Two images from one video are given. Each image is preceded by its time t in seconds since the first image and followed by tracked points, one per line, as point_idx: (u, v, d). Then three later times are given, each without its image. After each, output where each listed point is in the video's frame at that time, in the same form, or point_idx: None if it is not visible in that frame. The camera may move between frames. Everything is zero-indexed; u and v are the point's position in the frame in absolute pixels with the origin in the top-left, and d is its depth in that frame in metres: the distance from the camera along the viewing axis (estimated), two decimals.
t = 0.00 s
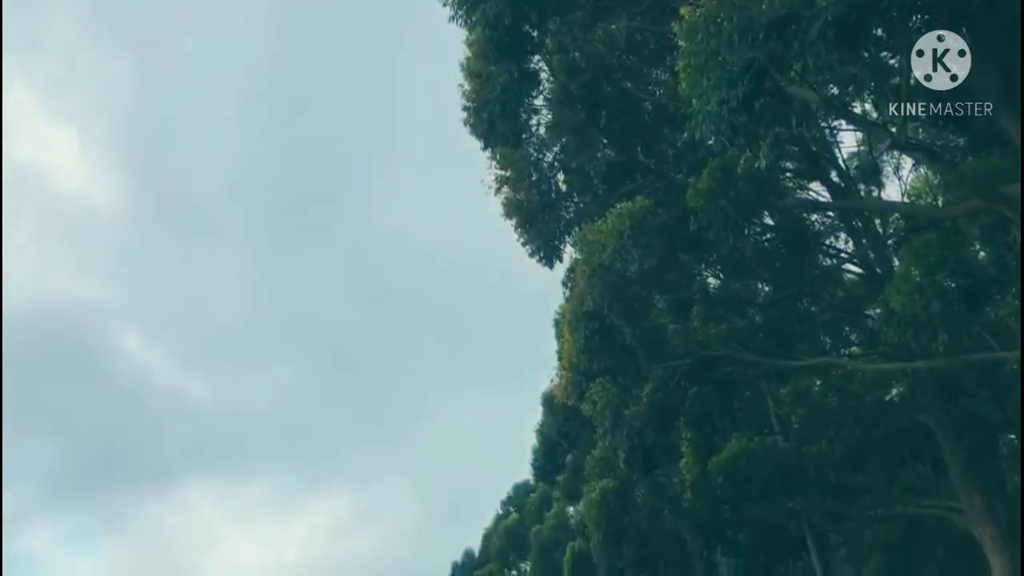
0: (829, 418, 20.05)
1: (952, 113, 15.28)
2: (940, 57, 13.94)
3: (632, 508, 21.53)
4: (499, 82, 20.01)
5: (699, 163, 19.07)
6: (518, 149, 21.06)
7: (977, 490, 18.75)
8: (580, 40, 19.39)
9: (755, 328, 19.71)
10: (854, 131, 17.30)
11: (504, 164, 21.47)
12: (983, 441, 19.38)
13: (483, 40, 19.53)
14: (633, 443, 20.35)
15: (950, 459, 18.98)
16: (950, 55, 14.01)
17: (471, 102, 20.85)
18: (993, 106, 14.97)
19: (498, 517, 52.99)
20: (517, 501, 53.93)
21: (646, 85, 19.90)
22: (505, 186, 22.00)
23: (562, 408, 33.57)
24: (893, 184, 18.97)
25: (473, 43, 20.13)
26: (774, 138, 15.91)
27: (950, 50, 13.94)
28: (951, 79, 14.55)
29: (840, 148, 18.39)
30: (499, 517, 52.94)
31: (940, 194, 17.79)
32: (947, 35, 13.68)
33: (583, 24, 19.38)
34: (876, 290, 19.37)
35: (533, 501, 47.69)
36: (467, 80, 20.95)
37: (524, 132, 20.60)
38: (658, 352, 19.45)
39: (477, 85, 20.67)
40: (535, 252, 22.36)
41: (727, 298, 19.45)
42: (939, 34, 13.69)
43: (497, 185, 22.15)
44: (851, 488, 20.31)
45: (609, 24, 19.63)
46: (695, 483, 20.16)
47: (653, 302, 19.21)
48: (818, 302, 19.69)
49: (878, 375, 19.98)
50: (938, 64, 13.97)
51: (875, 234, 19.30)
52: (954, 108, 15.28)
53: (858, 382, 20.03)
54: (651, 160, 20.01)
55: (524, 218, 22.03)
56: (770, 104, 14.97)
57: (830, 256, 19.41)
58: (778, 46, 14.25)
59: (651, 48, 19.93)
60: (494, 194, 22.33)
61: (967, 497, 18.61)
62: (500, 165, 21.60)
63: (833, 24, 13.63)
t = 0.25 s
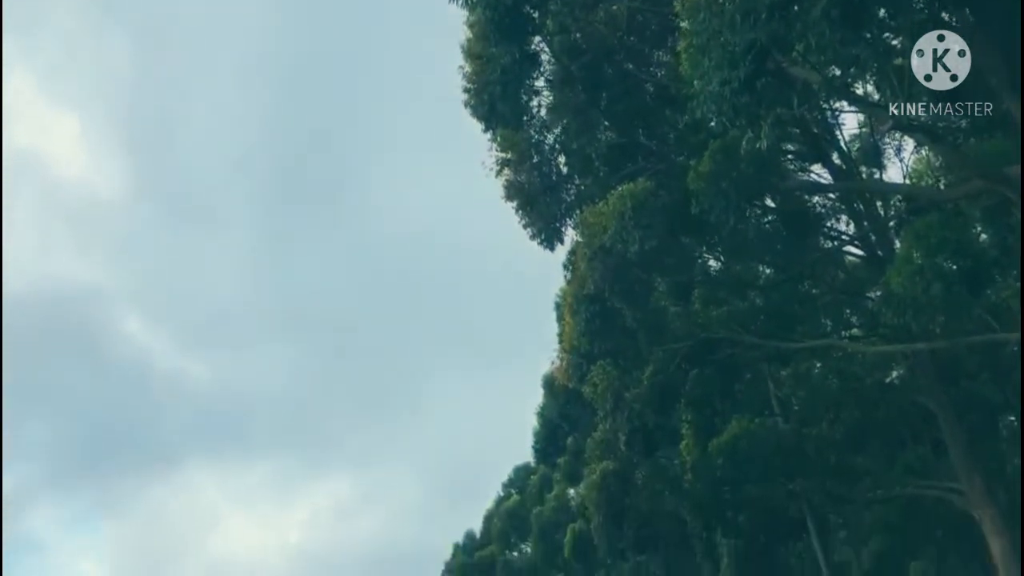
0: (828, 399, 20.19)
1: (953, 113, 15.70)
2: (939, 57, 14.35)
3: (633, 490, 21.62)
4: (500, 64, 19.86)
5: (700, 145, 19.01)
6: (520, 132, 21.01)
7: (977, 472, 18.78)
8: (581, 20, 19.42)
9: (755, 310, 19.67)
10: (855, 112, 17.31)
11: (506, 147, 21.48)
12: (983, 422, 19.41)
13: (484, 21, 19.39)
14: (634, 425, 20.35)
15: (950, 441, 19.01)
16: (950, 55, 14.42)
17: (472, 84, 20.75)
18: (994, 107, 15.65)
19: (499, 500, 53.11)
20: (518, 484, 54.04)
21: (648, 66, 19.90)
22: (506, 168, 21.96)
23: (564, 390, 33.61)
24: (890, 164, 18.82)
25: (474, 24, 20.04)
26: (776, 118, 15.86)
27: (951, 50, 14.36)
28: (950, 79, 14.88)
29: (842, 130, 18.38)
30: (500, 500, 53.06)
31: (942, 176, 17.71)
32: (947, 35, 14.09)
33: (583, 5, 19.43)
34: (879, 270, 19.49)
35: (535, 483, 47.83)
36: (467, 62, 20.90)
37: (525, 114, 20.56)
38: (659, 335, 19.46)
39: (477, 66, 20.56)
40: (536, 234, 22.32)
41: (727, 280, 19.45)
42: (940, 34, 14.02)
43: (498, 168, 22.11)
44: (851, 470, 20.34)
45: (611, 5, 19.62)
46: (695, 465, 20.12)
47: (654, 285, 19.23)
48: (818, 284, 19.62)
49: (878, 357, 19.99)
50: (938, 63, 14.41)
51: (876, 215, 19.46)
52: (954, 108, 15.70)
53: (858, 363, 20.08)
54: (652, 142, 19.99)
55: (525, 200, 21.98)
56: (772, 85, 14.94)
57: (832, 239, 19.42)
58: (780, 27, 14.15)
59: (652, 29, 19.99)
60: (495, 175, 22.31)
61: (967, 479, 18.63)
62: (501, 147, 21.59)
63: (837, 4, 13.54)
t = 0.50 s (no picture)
0: (829, 385, 20.15)
1: (952, 113, 15.78)
2: (939, 57, 14.91)
3: (634, 475, 21.88)
4: (501, 48, 19.83)
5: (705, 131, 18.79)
6: (522, 117, 20.90)
7: (977, 458, 18.81)
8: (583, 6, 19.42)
9: (756, 296, 19.55)
10: (856, 97, 17.27)
11: (507, 132, 21.44)
12: (984, 408, 19.43)
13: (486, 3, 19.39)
14: (635, 411, 20.39)
15: (951, 427, 19.04)
16: (950, 56, 14.93)
17: (473, 68, 20.72)
18: (994, 107, 15.78)
19: (501, 485, 53.19)
20: (519, 469, 54.11)
21: (649, 51, 19.89)
22: (507, 153, 21.89)
23: (566, 375, 33.62)
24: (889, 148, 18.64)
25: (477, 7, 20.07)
26: (779, 103, 15.82)
27: (951, 50, 14.83)
28: (950, 80, 15.27)
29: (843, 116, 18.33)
30: (502, 484, 53.14)
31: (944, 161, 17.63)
32: (946, 35, 14.63)
33: None
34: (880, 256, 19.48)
35: (536, 469, 47.89)
36: (467, 46, 20.90)
37: (526, 99, 20.47)
38: (660, 321, 19.47)
39: (479, 50, 20.58)
40: (538, 220, 22.23)
41: (729, 266, 19.49)
42: (941, 34, 14.58)
43: (500, 153, 22.06)
44: (851, 456, 20.36)
45: None
46: (695, 450, 20.12)
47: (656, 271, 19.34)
48: (819, 270, 19.58)
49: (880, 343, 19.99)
50: (937, 63, 14.95)
51: (877, 201, 19.46)
52: (954, 108, 15.77)
53: (859, 350, 20.05)
54: (654, 128, 19.97)
55: (527, 185, 21.88)
56: (774, 69, 14.91)
57: (833, 224, 19.54)
58: (783, 12, 14.09)
59: (655, 14, 19.98)
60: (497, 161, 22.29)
61: (967, 465, 18.67)
62: (501, 132, 21.49)
63: None
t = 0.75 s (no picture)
0: (830, 370, 20.21)
1: (952, 113, 15.57)
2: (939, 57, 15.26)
3: (636, 460, 21.97)
4: (502, 33, 19.79)
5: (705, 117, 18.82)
6: (523, 102, 20.84)
7: (978, 443, 18.77)
8: None
9: (756, 282, 19.51)
10: (858, 82, 17.23)
11: (507, 119, 21.26)
12: (985, 394, 19.38)
13: None
14: (638, 396, 20.45)
15: (952, 411, 18.99)
16: (950, 56, 15.32)
17: (475, 53, 20.64)
18: (993, 107, 15.70)
19: (503, 470, 53.25)
20: (521, 454, 54.17)
21: (651, 34, 19.74)
22: (509, 139, 21.84)
23: (568, 361, 33.63)
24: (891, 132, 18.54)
25: None
26: (783, 88, 15.77)
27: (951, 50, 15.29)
28: (951, 80, 15.44)
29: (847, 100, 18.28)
30: (504, 469, 53.21)
31: (947, 146, 17.52)
32: (946, 35, 15.17)
33: None
34: (883, 242, 19.48)
35: (539, 455, 47.91)
36: (468, 31, 20.82)
37: (528, 84, 20.47)
38: (661, 307, 19.47)
39: (480, 35, 20.42)
40: (540, 206, 22.19)
41: (732, 252, 19.36)
42: (940, 34, 15.12)
43: (502, 138, 22.01)
44: (853, 441, 20.34)
45: None
46: (697, 436, 20.04)
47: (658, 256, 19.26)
48: (820, 255, 19.49)
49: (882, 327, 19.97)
50: (938, 64, 15.31)
51: (880, 186, 19.44)
52: (954, 108, 15.57)
53: (861, 334, 20.02)
54: (656, 112, 20.06)
55: (529, 170, 21.81)
56: (778, 53, 14.86)
57: (836, 210, 19.41)
58: None
59: None
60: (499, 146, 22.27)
61: (968, 450, 18.60)
62: (502, 118, 21.36)
63: None
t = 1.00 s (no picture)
0: (833, 356, 20.15)
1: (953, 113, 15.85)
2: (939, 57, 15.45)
3: (638, 445, 22.01)
4: (504, 18, 19.75)
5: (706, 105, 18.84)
6: (524, 88, 20.76)
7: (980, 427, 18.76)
8: None
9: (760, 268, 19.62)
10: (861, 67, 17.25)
11: (509, 105, 21.00)
12: (988, 379, 19.36)
13: None
14: (641, 380, 20.55)
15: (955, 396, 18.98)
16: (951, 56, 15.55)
17: (476, 38, 20.59)
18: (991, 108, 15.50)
19: (505, 456, 53.29)
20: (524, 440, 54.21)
21: (654, 19, 19.89)
22: (511, 124, 21.74)
23: (569, 347, 33.61)
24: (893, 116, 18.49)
25: None
26: (786, 72, 15.74)
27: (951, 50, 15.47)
28: (951, 80, 15.70)
29: (850, 84, 18.20)
30: (506, 455, 53.27)
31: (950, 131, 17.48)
32: (947, 36, 15.32)
33: None
34: (886, 227, 19.46)
35: (542, 441, 47.91)
36: (469, 16, 20.78)
37: (530, 69, 20.45)
38: (664, 293, 19.38)
39: (482, 21, 20.32)
40: (541, 191, 22.17)
41: (735, 239, 19.44)
42: (941, 34, 15.24)
43: (504, 124, 21.91)
44: (855, 426, 20.33)
45: None
46: (700, 421, 19.97)
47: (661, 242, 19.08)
48: (823, 241, 19.45)
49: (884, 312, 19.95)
50: (938, 64, 15.53)
51: (883, 171, 19.37)
52: (954, 108, 15.84)
53: (864, 319, 20.03)
54: (659, 97, 20.04)
55: (531, 156, 21.75)
56: (781, 37, 14.84)
57: (839, 194, 19.34)
58: None
59: None
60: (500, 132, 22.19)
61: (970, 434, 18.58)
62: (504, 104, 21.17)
63: None
